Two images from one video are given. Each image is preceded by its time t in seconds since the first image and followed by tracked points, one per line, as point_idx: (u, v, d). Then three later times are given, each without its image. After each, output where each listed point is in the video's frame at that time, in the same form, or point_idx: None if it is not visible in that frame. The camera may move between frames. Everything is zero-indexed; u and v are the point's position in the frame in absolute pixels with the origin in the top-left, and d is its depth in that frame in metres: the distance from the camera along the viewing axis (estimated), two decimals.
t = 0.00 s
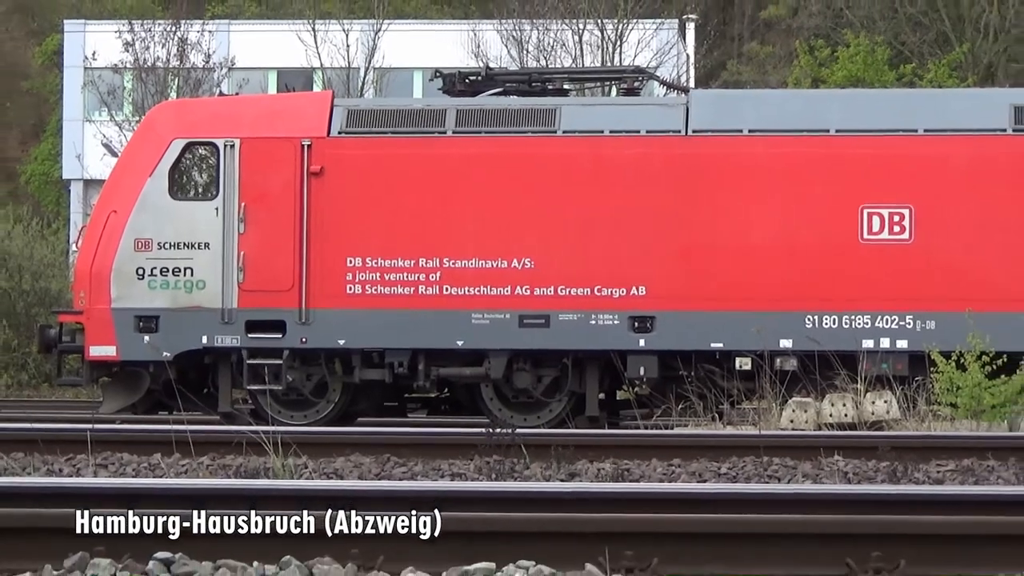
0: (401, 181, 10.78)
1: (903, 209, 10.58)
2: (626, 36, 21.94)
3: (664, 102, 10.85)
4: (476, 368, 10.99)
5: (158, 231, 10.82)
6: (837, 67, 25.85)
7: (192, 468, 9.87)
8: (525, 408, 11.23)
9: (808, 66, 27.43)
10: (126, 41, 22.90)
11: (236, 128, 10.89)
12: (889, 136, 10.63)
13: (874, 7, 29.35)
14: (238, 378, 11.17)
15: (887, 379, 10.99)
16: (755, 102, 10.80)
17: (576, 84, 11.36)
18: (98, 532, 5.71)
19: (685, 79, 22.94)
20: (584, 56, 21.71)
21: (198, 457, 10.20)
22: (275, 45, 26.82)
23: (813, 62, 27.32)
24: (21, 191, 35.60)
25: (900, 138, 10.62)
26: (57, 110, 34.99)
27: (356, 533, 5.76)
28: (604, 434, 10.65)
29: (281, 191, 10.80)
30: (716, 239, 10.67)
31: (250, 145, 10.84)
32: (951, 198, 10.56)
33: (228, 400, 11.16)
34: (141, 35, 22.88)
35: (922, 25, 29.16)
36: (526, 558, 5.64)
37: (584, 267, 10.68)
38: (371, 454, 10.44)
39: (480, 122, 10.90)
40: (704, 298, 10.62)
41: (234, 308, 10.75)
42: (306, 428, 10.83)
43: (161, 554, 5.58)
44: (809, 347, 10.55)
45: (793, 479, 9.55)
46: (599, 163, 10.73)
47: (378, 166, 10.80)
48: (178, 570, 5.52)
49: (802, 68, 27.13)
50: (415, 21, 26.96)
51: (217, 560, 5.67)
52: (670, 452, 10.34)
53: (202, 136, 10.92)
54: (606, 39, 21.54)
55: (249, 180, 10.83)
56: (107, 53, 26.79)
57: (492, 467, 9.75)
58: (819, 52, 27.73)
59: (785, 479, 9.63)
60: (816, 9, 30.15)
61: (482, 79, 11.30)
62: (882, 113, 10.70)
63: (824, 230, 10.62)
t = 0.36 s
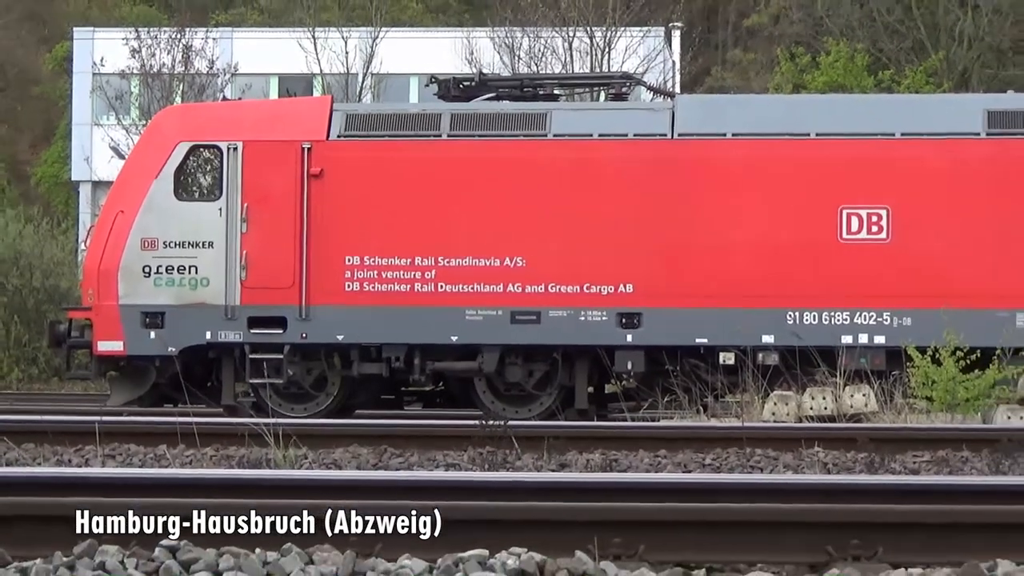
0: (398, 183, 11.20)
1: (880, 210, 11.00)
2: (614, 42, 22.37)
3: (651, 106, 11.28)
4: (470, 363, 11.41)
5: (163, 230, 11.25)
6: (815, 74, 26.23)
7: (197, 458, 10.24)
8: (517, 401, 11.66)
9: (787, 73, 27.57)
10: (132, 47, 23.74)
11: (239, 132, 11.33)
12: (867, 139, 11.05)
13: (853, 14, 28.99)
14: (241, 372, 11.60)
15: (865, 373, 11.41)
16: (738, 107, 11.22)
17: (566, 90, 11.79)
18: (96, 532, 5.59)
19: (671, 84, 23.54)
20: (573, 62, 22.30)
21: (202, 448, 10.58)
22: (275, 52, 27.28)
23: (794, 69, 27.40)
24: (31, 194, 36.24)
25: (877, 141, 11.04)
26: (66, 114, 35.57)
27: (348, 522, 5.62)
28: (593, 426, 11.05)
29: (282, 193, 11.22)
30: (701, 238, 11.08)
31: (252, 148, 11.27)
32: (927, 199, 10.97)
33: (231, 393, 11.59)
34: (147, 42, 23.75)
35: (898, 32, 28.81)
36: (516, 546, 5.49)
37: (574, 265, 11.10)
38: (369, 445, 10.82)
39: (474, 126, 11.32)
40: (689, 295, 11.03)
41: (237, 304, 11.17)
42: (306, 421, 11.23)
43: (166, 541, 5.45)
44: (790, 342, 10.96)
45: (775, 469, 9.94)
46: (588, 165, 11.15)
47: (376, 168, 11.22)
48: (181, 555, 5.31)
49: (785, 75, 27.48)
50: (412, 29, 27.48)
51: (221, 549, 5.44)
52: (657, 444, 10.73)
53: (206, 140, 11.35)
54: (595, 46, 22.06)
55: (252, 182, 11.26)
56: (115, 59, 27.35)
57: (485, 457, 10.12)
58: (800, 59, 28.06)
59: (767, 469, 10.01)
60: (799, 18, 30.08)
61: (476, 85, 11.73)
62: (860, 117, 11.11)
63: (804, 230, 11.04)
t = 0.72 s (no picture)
0: (393, 186, 11.64)
1: (856, 212, 11.45)
2: (601, 50, 22.86)
3: (637, 112, 11.72)
4: (462, 359, 11.85)
5: (167, 231, 11.68)
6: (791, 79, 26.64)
7: (200, 450, 10.62)
8: (507, 396, 12.12)
9: (767, 80, 28.40)
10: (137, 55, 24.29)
11: (240, 136, 11.76)
12: (843, 144, 11.50)
13: (830, 24, 29.08)
14: (242, 369, 12.04)
15: (843, 369, 11.86)
16: (721, 112, 11.67)
17: (555, 96, 12.24)
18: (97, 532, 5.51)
19: (656, 91, 24.14)
20: (562, 69, 22.81)
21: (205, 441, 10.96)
22: (276, 59, 27.73)
23: (774, 76, 27.95)
24: (40, 196, 36.89)
25: (854, 145, 11.49)
26: (74, 119, 36.13)
27: (346, 506, 5.63)
28: (581, 420, 11.47)
29: (282, 195, 11.66)
30: (684, 239, 11.53)
31: (253, 152, 11.70)
32: (902, 201, 11.43)
33: (232, 389, 12.05)
34: (152, 50, 24.35)
35: (874, 42, 29.02)
36: (506, 536, 5.46)
37: (562, 265, 11.54)
38: (366, 438, 11.23)
39: (466, 131, 11.76)
40: (673, 294, 11.47)
41: (238, 303, 11.61)
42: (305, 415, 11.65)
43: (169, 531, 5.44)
44: (770, 339, 11.40)
45: (756, 461, 10.33)
46: (575, 169, 11.59)
47: (372, 171, 11.66)
48: (183, 545, 5.32)
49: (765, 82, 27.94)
50: (407, 37, 27.94)
51: (221, 540, 5.48)
52: (643, 437, 11.13)
53: (209, 144, 11.79)
54: (582, 54, 22.59)
55: (252, 184, 11.68)
56: (122, 67, 27.93)
57: (477, 450, 10.51)
58: (779, 66, 28.56)
59: (748, 461, 10.41)
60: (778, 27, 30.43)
61: (468, 91, 12.17)
62: (837, 122, 11.57)
63: (784, 231, 11.47)
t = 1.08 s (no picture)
0: (389, 188, 12.07)
1: (834, 214, 11.90)
2: (589, 58, 23.30)
3: (623, 117, 12.16)
4: (454, 356, 12.29)
5: (170, 232, 12.12)
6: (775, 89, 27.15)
7: (202, 443, 11.01)
8: (498, 391, 12.57)
9: (749, 87, 28.76)
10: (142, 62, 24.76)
11: (241, 140, 12.19)
12: (822, 148, 11.94)
13: (808, 33, 28.27)
14: (243, 364, 12.48)
15: (821, 365, 12.31)
16: (704, 118, 12.11)
17: (545, 102, 12.68)
18: (96, 531, 5.84)
19: (643, 98, 24.60)
20: (551, 77, 23.25)
21: (206, 434, 11.36)
22: (276, 66, 28.24)
23: (755, 84, 28.72)
24: (47, 200, 37.57)
25: (832, 150, 11.93)
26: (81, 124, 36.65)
27: (347, 500, 5.93)
28: (569, 415, 11.89)
29: (281, 197, 12.09)
30: (669, 240, 11.97)
31: (254, 156, 12.13)
32: (878, 204, 11.88)
33: (232, 384, 12.49)
34: (155, 57, 24.86)
35: (852, 50, 27.89)
36: (499, 526, 5.84)
37: (551, 265, 11.98)
38: (361, 431, 11.63)
39: (459, 135, 12.19)
40: (658, 293, 11.92)
41: (239, 301, 12.04)
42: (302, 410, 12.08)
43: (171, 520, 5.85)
44: (751, 336, 11.84)
45: (737, 454, 10.74)
46: (564, 172, 12.03)
47: (368, 174, 12.09)
48: (185, 535, 5.74)
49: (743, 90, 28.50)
50: (402, 46, 28.46)
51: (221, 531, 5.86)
52: (628, 431, 11.53)
53: (211, 148, 12.21)
54: (571, 62, 22.95)
55: (253, 187, 12.12)
56: (127, 73, 28.44)
57: (469, 443, 10.90)
58: (760, 74, 29.11)
59: (729, 454, 10.81)
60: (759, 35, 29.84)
61: (460, 97, 12.65)
62: (815, 128, 12.03)
63: (765, 232, 11.91)
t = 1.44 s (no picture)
0: (381, 192, 12.54)
1: (809, 218, 12.37)
2: (575, 66, 23.89)
3: (606, 124, 12.63)
4: (444, 353, 12.76)
5: (171, 234, 12.58)
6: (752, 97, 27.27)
7: (200, 437, 11.42)
8: (486, 387, 13.04)
9: (727, 97, 29.23)
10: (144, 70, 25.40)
11: (239, 146, 12.66)
12: (798, 154, 12.41)
13: (785, 43, 29.38)
14: (240, 361, 12.94)
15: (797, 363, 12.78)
16: (684, 125, 12.59)
17: (532, 109, 13.16)
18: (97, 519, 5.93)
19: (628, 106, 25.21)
20: (538, 85, 23.89)
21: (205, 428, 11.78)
22: (272, 73, 28.69)
23: (733, 93, 29.19)
24: (53, 203, 38.30)
25: (807, 156, 12.40)
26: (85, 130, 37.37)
27: (333, 492, 5.98)
28: (554, 410, 12.34)
29: (277, 200, 12.56)
30: (651, 242, 12.44)
31: (251, 161, 12.60)
32: (852, 208, 12.35)
33: (230, 380, 12.94)
34: (156, 65, 25.48)
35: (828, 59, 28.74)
36: (484, 517, 5.85)
37: (537, 266, 12.46)
38: (354, 426, 12.04)
39: (449, 141, 12.67)
40: (640, 293, 12.39)
41: (237, 301, 12.51)
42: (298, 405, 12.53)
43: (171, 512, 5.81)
44: (730, 335, 12.31)
45: (714, 447, 11.18)
46: (550, 176, 12.50)
47: (362, 178, 12.56)
48: (183, 526, 5.69)
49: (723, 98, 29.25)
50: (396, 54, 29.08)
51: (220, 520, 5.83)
52: (611, 425, 11.95)
53: (210, 153, 12.69)
54: (556, 70, 23.45)
55: (250, 191, 12.59)
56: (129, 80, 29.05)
57: (457, 437, 11.31)
58: (739, 83, 29.91)
59: (708, 448, 11.25)
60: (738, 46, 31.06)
61: (450, 105, 13.07)
62: (791, 135, 12.51)
63: (743, 235, 12.38)
